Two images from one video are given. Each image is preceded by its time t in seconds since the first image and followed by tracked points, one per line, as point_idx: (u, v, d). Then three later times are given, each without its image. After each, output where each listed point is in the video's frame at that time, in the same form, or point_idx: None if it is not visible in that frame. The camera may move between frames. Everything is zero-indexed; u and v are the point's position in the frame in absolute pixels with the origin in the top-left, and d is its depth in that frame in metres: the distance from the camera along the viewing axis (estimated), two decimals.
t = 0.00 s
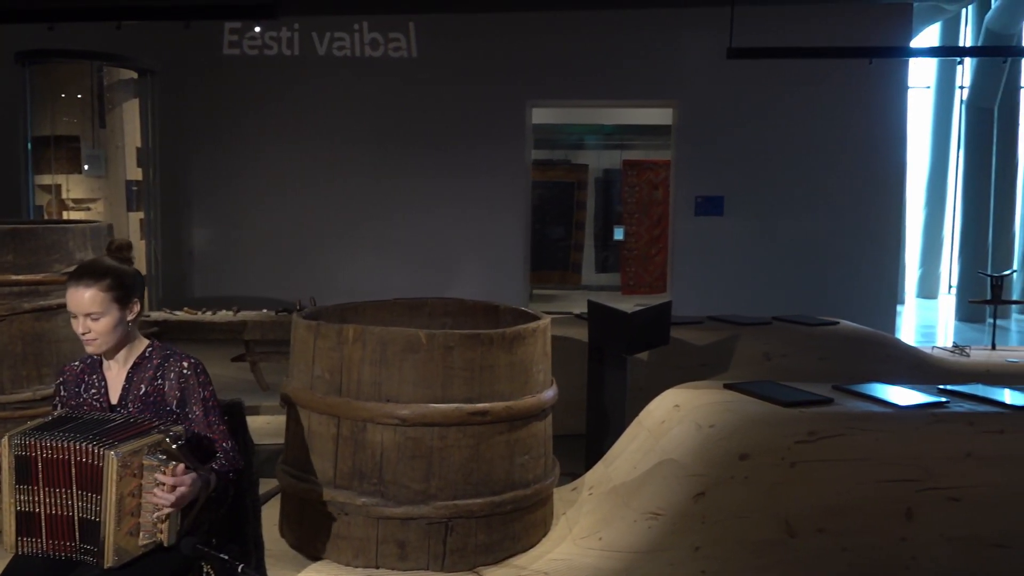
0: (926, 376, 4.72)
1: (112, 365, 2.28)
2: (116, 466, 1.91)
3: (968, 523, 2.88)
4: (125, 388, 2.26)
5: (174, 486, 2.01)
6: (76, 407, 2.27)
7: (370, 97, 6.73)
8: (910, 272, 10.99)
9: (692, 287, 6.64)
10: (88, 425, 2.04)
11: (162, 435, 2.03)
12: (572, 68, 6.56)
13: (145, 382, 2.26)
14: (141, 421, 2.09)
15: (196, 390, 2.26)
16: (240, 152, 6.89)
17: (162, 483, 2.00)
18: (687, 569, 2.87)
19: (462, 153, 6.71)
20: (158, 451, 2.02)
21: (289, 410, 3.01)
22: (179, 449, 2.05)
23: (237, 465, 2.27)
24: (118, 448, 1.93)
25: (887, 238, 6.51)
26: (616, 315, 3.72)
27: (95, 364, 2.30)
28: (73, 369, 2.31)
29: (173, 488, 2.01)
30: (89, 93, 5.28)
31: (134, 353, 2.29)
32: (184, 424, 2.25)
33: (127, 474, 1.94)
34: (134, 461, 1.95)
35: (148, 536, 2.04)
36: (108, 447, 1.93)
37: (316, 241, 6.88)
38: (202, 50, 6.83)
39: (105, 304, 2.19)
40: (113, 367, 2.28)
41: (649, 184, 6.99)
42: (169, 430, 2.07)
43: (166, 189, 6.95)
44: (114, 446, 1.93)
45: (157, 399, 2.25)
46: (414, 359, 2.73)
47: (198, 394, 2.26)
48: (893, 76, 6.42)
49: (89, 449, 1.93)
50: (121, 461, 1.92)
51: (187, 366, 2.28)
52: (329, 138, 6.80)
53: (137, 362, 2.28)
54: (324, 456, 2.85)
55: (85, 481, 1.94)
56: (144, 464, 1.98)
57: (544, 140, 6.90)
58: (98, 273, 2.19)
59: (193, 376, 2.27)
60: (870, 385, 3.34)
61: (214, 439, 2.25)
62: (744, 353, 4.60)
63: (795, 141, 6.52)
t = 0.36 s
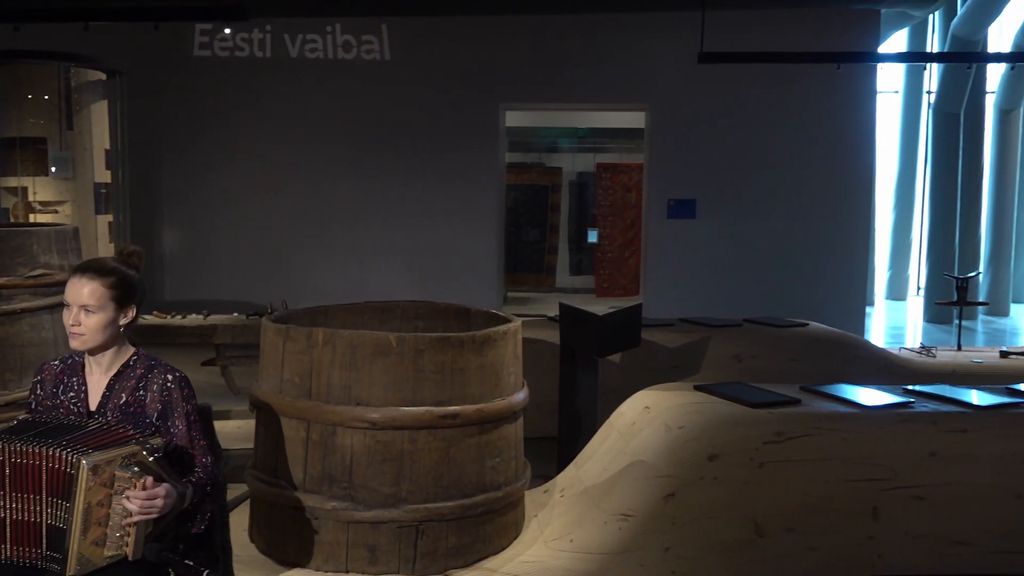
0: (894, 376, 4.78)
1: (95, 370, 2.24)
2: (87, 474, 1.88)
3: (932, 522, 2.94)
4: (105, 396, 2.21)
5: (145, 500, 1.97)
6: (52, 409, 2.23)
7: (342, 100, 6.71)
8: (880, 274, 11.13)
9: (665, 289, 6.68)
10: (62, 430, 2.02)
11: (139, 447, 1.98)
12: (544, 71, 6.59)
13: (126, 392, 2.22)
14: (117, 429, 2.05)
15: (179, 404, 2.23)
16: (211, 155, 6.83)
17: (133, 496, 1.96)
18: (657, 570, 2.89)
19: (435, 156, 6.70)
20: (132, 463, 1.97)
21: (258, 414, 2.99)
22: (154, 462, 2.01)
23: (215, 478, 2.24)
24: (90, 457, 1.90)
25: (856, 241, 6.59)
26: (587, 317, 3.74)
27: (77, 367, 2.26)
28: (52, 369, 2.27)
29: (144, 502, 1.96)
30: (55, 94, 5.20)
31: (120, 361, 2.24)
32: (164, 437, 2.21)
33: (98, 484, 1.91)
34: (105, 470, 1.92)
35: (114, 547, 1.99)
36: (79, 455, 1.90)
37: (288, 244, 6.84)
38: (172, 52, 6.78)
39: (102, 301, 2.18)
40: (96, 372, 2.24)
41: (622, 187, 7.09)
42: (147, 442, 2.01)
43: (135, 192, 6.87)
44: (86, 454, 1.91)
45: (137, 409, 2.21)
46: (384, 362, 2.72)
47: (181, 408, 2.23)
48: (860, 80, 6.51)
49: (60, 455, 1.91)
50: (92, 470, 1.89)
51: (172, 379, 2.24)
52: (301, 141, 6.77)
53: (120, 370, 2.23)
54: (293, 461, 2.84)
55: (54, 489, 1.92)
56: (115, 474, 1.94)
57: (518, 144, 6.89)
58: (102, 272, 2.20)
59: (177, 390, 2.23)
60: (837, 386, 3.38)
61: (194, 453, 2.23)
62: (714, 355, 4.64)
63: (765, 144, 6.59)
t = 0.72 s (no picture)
0: (859, 377, 4.84)
1: (60, 374, 2.20)
2: (49, 486, 1.85)
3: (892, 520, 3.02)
4: (70, 402, 2.17)
5: (110, 511, 1.93)
6: (13, 412, 2.18)
7: (311, 102, 6.68)
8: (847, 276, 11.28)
9: (635, 292, 6.73)
10: (24, 439, 1.98)
11: (103, 457, 1.95)
12: (514, 74, 6.61)
13: (91, 399, 2.17)
14: (80, 438, 2.01)
15: (146, 412, 2.18)
16: (177, 156, 6.76)
17: (97, 508, 1.92)
18: (623, 571, 2.91)
19: (405, 159, 6.69)
20: (96, 473, 1.94)
21: (222, 419, 2.97)
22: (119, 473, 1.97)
23: (178, 488, 2.22)
24: (53, 468, 1.86)
25: (822, 244, 6.69)
26: (556, 320, 3.76)
27: (42, 372, 2.22)
28: (16, 373, 2.23)
29: (109, 514, 1.93)
30: (18, 95, 5.07)
31: (85, 367, 2.21)
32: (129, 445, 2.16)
33: (60, 495, 1.87)
34: (67, 481, 1.88)
35: (74, 558, 1.93)
36: (42, 467, 1.86)
37: (257, 248, 6.79)
38: (137, 52, 6.71)
39: (73, 300, 2.17)
40: (60, 376, 2.20)
41: (593, 190, 7.05)
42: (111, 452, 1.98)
43: (100, 194, 6.78)
44: (48, 466, 1.87)
45: (101, 416, 2.16)
46: (350, 366, 2.72)
47: (147, 416, 2.18)
48: (825, 85, 6.60)
49: (23, 466, 1.88)
50: (54, 481, 1.86)
51: (138, 387, 2.20)
52: (271, 144, 6.72)
53: (86, 376, 2.19)
54: (258, 465, 2.82)
55: (14, 498, 1.89)
56: (78, 486, 1.90)
57: (488, 147, 6.88)
58: (77, 271, 2.21)
59: (143, 398, 2.19)
60: (803, 387, 3.40)
61: (160, 462, 2.19)
62: (682, 357, 4.68)
63: (733, 148, 6.66)
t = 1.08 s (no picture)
0: (820, 378, 4.91)
1: None
2: None
3: (849, 517, 3.08)
4: (6, 407, 2.12)
5: (61, 518, 1.90)
6: None
7: (275, 104, 6.64)
8: (810, 278, 11.46)
9: (601, 294, 6.77)
10: None
11: (54, 461, 1.93)
12: (480, 78, 6.63)
13: (28, 403, 2.13)
14: (29, 443, 1.98)
15: (85, 412, 2.16)
16: (138, 159, 6.67)
17: (48, 513, 1.89)
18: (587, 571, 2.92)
19: (371, 162, 6.67)
20: (46, 479, 1.92)
21: (182, 424, 2.94)
22: (71, 478, 1.95)
23: (127, 490, 2.21)
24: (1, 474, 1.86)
25: (784, 247, 6.79)
26: (520, 322, 3.77)
27: None
28: None
29: (60, 519, 1.89)
30: None
31: (20, 371, 2.16)
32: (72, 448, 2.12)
33: (8, 501, 1.86)
34: (15, 487, 1.87)
35: (23, 565, 1.88)
36: None
37: (221, 251, 6.72)
38: (98, 53, 6.62)
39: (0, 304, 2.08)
40: None
41: (560, 194, 7.07)
42: (63, 457, 1.96)
43: (58, 197, 6.67)
44: None
45: (41, 420, 2.12)
46: (312, 369, 2.69)
47: (87, 416, 2.16)
48: (787, 90, 6.70)
49: None
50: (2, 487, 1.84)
51: (76, 387, 2.18)
52: (234, 146, 6.66)
53: (21, 380, 2.15)
54: (219, 470, 2.79)
55: None
56: (28, 491, 1.88)
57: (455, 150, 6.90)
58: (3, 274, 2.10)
59: (82, 398, 2.18)
60: (765, 388, 3.44)
61: (104, 464, 2.17)
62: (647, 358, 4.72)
63: (697, 151, 6.73)
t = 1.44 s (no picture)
0: (781, 379, 4.98)
1: None
2: None
3: (808, 515, 3.14)
4: None
5: (13, 524, 1.93)
6: None
7: (238, 106, 6.58)
8: (773, 281, 11.61)
9: (566, 298, 6.81)
10: None
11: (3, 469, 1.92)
12: (445, 81, 6.63)
13: None
14: None
15: (22, 409, 2.03)
16: (97, 161, 6.57)
17: None
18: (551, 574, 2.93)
19: (335, 165, 6.63)
20: None
21: (142, 431, 2.91)
22: (23, 485, 1.94)
23: (76, 486, 2.07)
24: None
25: (746, 250, 6.88)
26: (484, 324, 3.78)
27: None
28: None
29: (11, 527, 1.92)
30: None
31: None
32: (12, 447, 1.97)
33: None
34: None
35: None
36: None
37: (183, 255, 6.64)
38: (55, 53, 6.51)
39: None
40: None
41: (526, 197, 7.13)
42: (12, 465, 1.94)
43: (15, 200, 6.55)
44: None
45: None
46: (274, 374, 2.67)
47: (24, 413, 2.03)
48: (749, 96, 6.79)
49: None
50: None
51: (10, 383, 2.05)
52: (196, 149, 6.59)
53: None
54: (180, 477, 2.76)
55: None
56: None
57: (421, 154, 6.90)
58: None
59: (17, 395, 2.04)
60: (725, 389, 3.49)
61: (49, 461, 2.00)
62: (611, 361, 4.76)
63: (660, 156, 6.80)
